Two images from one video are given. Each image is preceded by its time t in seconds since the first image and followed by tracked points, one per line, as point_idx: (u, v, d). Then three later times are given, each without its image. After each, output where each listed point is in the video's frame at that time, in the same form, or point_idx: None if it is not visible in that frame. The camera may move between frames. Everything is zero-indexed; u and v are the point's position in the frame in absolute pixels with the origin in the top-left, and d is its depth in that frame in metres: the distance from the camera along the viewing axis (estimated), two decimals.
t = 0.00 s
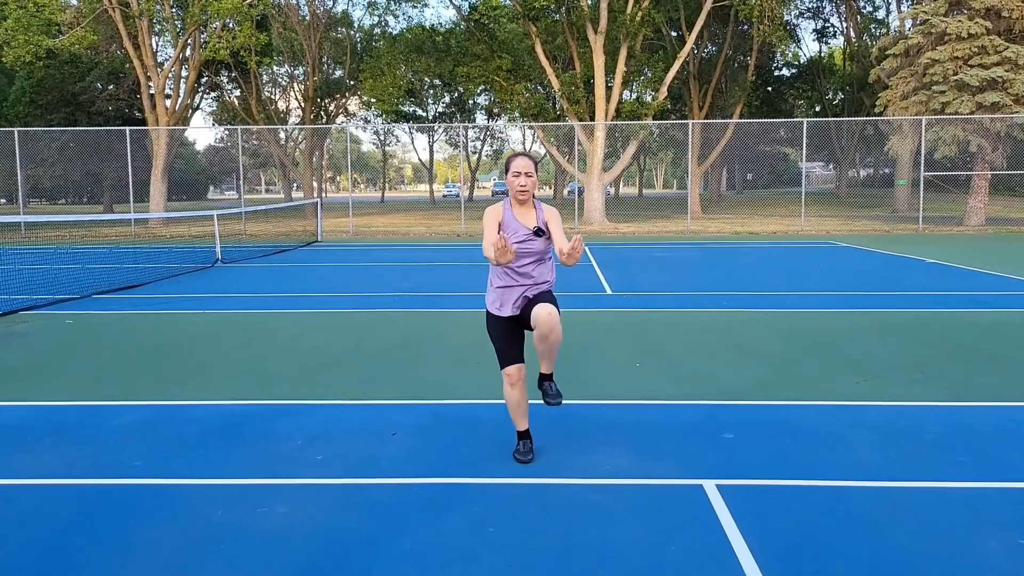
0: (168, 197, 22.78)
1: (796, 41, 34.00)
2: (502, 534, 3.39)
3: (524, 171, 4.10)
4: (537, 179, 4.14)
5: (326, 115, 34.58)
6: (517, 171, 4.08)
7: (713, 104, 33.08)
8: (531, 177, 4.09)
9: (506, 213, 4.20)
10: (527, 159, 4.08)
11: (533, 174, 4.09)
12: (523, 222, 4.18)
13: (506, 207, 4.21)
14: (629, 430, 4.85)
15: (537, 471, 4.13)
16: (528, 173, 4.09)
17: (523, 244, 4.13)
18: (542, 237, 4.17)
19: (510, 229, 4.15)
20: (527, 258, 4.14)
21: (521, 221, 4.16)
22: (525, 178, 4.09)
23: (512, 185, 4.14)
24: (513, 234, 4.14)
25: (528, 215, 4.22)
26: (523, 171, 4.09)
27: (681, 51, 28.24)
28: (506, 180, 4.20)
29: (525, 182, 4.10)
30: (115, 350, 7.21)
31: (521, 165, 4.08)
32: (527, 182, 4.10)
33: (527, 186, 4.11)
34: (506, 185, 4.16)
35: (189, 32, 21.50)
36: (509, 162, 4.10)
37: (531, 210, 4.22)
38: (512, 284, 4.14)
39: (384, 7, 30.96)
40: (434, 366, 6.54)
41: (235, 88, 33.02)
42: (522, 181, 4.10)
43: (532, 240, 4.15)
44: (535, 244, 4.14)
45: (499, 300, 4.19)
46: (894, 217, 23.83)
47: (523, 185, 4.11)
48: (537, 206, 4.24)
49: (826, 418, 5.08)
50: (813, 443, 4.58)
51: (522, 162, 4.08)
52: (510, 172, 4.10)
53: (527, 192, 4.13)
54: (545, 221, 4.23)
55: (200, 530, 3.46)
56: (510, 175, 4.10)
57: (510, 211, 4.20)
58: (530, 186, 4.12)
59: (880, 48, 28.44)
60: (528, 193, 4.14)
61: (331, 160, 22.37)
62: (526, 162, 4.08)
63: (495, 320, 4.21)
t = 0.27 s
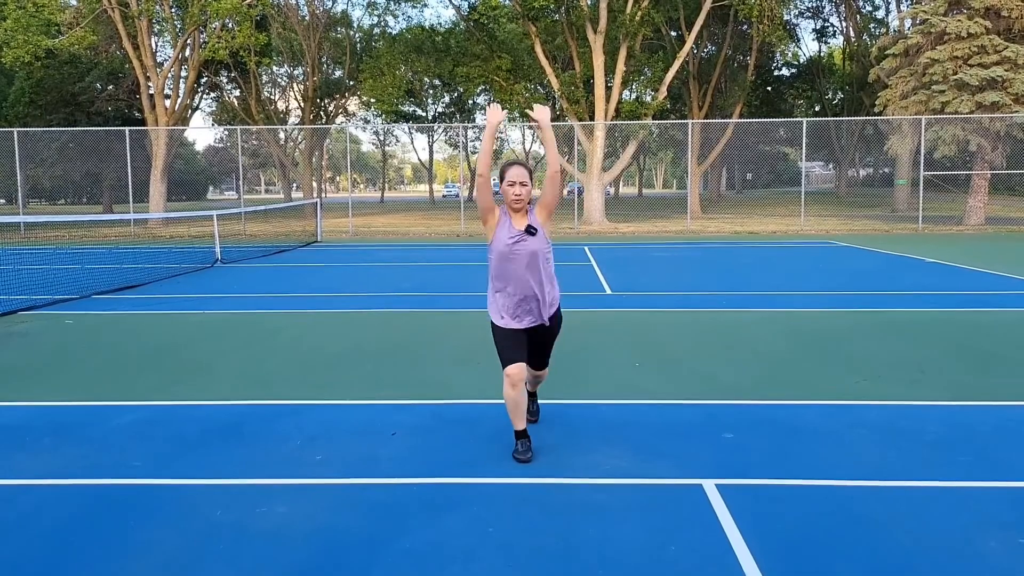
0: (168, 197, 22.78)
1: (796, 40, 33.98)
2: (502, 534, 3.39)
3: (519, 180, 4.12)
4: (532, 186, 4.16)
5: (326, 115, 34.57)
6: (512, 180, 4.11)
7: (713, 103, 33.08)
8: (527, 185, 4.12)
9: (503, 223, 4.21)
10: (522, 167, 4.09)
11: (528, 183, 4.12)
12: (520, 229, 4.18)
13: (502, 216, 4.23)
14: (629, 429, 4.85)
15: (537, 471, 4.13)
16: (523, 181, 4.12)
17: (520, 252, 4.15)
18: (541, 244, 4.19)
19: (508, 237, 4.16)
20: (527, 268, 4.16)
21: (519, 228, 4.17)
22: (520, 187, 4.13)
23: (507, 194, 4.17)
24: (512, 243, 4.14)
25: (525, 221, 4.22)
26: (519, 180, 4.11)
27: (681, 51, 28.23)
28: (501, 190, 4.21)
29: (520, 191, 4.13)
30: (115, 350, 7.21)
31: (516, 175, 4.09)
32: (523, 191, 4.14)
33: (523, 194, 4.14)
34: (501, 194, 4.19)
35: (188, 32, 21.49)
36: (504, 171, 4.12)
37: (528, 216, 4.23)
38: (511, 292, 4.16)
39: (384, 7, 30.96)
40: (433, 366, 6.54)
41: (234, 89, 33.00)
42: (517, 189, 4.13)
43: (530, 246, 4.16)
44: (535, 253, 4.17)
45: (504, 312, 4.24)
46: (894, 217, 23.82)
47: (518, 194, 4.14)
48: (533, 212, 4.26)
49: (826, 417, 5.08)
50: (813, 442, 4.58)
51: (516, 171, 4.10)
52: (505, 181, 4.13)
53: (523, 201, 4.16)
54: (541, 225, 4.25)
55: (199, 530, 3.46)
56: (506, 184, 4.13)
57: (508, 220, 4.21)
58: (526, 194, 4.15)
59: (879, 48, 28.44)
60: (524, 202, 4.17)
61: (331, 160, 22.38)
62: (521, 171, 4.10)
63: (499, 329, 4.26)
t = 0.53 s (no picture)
0: (168, 197, 22.76)
1: (796, 40, 33.98)
2: (501, 534, 3.39)
3: (523, 186, 4.10)
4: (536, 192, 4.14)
5: (326, 115, 34.57)
6: (516, 186, 4.08)
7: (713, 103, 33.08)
8: (530, 192, 4.10)
9: (507, 227, 4.19)
10: (526, 174, 4.07)
11: (532, 189, 4.09)
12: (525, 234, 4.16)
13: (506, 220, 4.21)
14: (629, 429, 4.85)
15: (537, 472, 4.13)
16: (527, 187, 4.09)
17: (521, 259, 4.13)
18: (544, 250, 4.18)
19: (510, 243, 4.14)
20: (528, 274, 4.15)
21: (523, 234, 4.15)
22: (524, 193, 4.10)
23: (511, 200, 4.14)
24: (515, 248, 4.12)
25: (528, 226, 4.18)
26: (523, 186, 4.09)
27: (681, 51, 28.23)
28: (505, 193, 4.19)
29: (524, 197, 4.11)
30: (114, 350, 7.21)
31: (520, 180, 4.07)
32: (527, 197, 4.11)
33: (526, 201, 4.12)
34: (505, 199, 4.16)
35: (188, 33, 21.48)
36: (509, 177, 4.09)
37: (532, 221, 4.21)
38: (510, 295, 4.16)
39: (383, 7, 30.96)
40: (432, 366, 6.54)
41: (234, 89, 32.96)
42: (521, 196, 4.10)
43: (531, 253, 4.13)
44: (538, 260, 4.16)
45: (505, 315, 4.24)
46: (894, 216, 23.81)
47: (522, 199, 4.11)
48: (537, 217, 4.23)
49: (826, 417, 5.08)
50: (813, 442, 4.58)
51: (522, 177, 4.08)
52: (509, 187, 4.10)
53: (527, 207, 4.14)
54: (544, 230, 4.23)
55: (199, 530, 3.46)
56: (509, 190, 4.11)
57: (512, 225, 4.19)
58: (529, 201, 4.13)
59: (879, 48, 28.44)
60: (528, 208, 4.14)
61: (331, 160, 22.45)
62: (526, 178, 4.08)
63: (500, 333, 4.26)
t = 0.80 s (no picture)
0: (168, 198, 22.75)
1: (796, 41, 33.99)
2: (502, 535, 3.38)
3: (530, 166, 4.03)
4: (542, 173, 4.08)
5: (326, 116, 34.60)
6: (522, 165, 4.01)
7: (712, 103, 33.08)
8: (538, 171, 4.03)
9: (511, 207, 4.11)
10: (533, 154, 4.00)
11: (539, 169, 4.01)
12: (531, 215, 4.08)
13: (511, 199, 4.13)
14: (628, 430, 4.85)
15: (536, 472, 4.13)
16: (533, 167, 4.02)
17: (528, 240, 4.06)
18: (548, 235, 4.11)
19: (516, 223, 4.04)
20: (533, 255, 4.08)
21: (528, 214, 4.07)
22: (531, 173, 4.03)
23: (517, 178, 4.07)
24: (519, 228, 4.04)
25: (535, 207, 4.12)
26: (529, 165, 4.02)
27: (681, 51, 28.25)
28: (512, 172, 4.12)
29: (531, 176, 4.03)
30: (113, 351, 7.19)
31: (527, 159, 4.00)
32: (533, 177, 4.04)
33: (534, 180, 4.04)
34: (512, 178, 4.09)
35: (188, 33, 21.48)
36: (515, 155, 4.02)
37: (538, 203, 4.14)
38: (519, 271, 4.00)
39: (383, 7, 30.96)
40: (432, 367, 6.54)
41: (234, 89, 32.93)
42: (528, 174, 4.03)
43: (539, 236, 4.08)
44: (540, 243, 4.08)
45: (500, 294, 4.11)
46: (894, 217, 23.82)
47: (529, 179, 4.04)
48: (542, 200, 4.16)
49: (826, 417, 5.08)
50: (813, 443, 4.58)
51: (528, 157, 4.01)
52: (515, 166, 4.03)
53: (534, 187, 4.06)
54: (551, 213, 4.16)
55: (199, 530, 3.45)
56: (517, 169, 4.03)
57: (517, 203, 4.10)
58: (536, 180, 4.05)
59: (879, 49, 28.44)
60: (534, 187, 4.06)
61: (331, 160, 22.47)
62: (533, 156, 4.01)
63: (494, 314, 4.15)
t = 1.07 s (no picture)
0: (167, 198, 22.73)
1: (796, 41, 33.97)
2: (501, 535, 3.38)
3: (530, 168, 4.08)
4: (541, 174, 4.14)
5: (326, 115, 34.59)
6: (522, 167, 4.06)
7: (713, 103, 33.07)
8: (537, 173, 4.09)
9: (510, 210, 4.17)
10: (533, 155, 4.04)
11: (538, 171, 4.08)
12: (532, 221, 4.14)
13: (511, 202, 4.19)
14: (628, 430, 4.85)
15: (536, 472, 4.13)
16: (533, 169, 4.08)
17: (528, 243, 4.12)
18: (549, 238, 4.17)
19: (517, 227, 4.10)
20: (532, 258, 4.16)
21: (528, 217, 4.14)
22: (530, 175, 4.08)
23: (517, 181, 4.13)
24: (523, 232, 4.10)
25: (534, 211, 4.18)
26: (529, 167, 4.07)
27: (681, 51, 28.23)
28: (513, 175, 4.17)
29: (530, 178, 4.09)
30: (113, 351, 7.19)
31: (526, 161, 4.05)
32: (533, 179, 4.10)
33: (533, 182, 4.10)
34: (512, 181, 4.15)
35: (188, 33, 21.49)
36: (515, 158, 4.07)
37: (538, 207, 4.20)
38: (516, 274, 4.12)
39: (383, 7, 30.95)
40: (431, 367, 6.53)
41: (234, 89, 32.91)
42: (527, 176, 4.09)
43: (539, 239, 4.13)
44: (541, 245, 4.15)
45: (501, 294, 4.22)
46: (894, 216, 23.81)
47: (528, 181, 4.10)
48: (543, 203, 4.21)
49: (827, 418, 5.07)
50: (813, 442, 4.58)
51: (528, 158, 4.05)
52: (515, 168, 4.09)
53: (534, 189, 4.12)
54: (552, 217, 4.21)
55: (198, 531, 3.45)
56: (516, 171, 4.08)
57: (516, 206, 4.17)
58: (536, 183, 4.12)
59: (880, 49, 28.42)
60: (534, 189, 4.13)
61: (331, 160, 22.40)
62: (532, 158, 4.05)
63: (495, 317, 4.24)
